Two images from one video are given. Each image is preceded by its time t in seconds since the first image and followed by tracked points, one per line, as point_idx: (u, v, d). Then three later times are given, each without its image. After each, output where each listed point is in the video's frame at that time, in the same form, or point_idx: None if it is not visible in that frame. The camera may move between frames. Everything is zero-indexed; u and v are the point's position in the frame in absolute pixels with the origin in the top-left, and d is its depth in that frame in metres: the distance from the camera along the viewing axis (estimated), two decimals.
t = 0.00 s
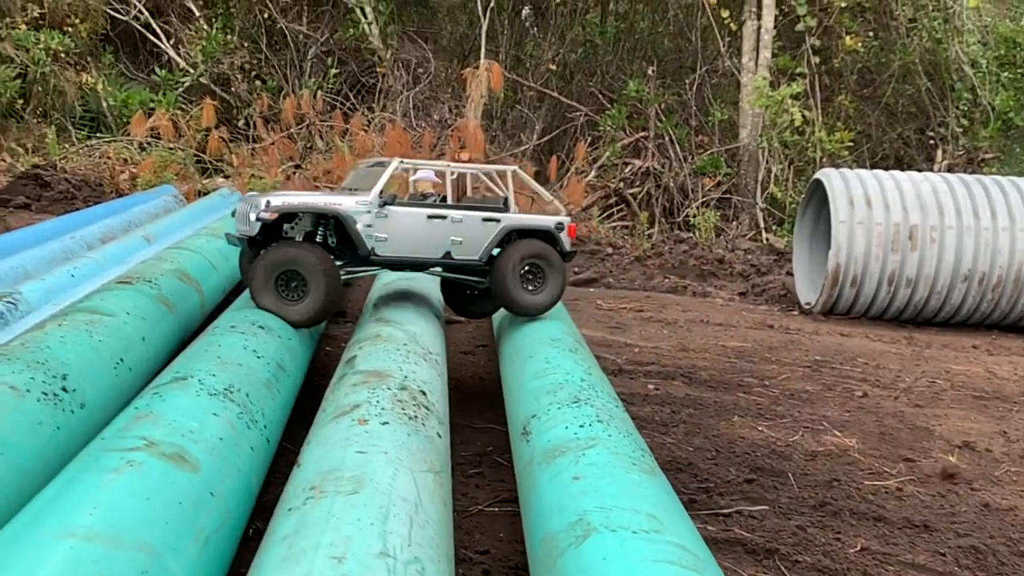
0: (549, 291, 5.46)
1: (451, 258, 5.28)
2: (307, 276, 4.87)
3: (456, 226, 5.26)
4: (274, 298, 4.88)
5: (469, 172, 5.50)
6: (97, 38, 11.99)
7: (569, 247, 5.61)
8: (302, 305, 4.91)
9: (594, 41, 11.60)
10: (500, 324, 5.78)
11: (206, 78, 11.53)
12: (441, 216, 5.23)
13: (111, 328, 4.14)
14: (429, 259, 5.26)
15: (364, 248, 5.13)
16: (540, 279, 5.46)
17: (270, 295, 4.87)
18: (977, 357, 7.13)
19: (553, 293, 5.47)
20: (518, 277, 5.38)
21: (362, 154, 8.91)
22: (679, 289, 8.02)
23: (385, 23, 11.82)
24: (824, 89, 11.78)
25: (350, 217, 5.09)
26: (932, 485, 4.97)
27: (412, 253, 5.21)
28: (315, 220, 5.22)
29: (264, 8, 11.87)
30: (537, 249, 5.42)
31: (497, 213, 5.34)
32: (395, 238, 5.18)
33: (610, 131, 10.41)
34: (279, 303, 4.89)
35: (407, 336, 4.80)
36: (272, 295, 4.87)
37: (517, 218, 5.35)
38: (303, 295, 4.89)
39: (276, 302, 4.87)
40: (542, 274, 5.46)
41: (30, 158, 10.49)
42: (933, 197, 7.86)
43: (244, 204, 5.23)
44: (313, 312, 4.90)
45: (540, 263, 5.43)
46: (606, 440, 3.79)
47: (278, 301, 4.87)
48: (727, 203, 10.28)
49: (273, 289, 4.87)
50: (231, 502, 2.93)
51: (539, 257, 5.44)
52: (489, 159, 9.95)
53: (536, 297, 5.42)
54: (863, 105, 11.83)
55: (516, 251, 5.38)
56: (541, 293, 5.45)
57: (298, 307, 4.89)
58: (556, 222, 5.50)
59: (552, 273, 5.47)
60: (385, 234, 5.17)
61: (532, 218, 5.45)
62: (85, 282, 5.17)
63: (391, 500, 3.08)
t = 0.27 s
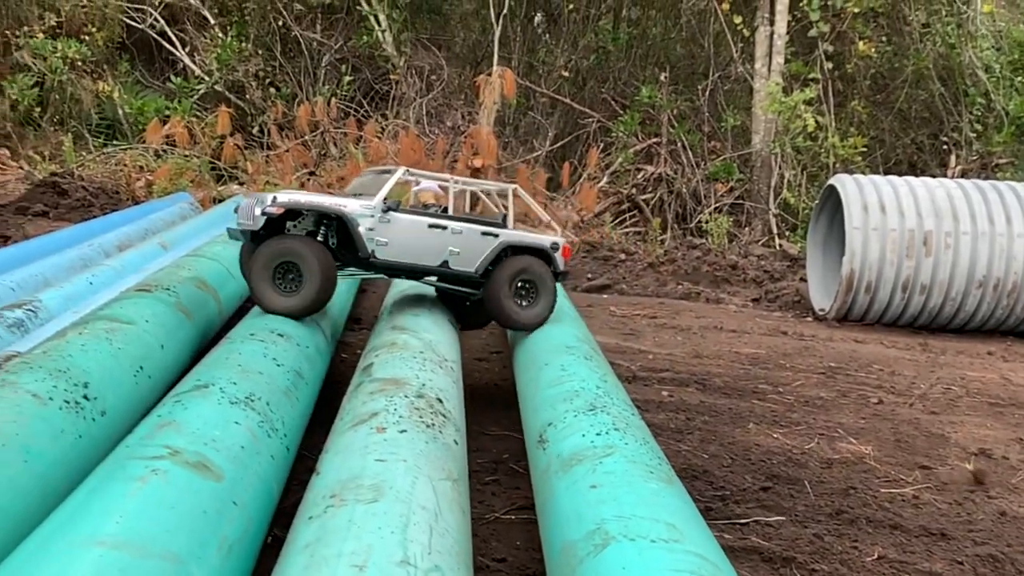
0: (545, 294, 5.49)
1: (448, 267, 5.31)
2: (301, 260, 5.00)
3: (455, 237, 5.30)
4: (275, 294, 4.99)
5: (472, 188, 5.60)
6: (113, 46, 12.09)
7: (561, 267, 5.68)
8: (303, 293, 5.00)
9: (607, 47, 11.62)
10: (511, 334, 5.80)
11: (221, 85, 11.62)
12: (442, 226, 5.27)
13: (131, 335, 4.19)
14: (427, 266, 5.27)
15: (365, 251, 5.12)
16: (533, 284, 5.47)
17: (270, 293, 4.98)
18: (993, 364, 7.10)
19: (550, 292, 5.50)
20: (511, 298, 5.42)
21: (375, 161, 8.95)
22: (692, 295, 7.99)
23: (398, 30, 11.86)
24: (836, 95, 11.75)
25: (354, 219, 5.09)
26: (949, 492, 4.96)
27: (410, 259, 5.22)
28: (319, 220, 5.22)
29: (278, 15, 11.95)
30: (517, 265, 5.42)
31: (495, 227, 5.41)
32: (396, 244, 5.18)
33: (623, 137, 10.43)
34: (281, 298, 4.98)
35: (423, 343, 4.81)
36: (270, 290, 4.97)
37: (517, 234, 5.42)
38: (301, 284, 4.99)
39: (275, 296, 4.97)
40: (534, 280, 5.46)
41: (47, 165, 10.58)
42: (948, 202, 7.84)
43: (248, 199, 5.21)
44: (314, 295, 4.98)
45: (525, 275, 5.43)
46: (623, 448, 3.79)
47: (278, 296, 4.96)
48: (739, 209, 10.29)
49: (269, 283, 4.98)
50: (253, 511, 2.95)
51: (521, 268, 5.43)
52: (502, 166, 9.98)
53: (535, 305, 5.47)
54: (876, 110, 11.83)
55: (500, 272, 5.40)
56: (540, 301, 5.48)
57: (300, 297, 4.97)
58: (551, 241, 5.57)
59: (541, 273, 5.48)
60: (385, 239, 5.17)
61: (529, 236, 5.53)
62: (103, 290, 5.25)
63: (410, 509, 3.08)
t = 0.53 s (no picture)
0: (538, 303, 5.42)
1: (448, 274, 5.31)
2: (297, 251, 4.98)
3: (457, 244, 5.30)
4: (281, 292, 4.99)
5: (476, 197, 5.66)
6: (131, 56, 12.20)
7: (564, 281, 5.63)
8: (307, 286, 5.00)
9: (621, 54, 11.64)
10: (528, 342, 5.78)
11: (237, 95, 11.72)
12: (443, 232, 5.28)
13: (153, 344, 4.24)
14: (426, 272, 5.28)
15: (364, 252, 5.16)
16: (524, 302, 5.40)
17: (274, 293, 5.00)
18: (1011, 371, 7.06)
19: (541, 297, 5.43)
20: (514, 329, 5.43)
21: (390, 169, 8.99)
22: (707, 303, 7.96)
23: (413, 38, 11.89)
24: (851, 101, 11.84)
25: (355, 221, 5.14)
26: (967, 501, 4.94)
27: (410, 264, 5.24)
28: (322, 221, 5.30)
29: (294, 25, 12.03)
30: (498, 302, 5.37)
31: (499, 237, 5.39)
32: (397, 247, 5.21)
33: (637, 145, 10.44)
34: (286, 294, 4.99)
35: (441, 352, 4.83)
36: (274, 289, 4.99)
37: (520, 245, 5.39)
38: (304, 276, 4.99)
39: (279, 293, 4.98)
40: (522, 297, 5.39)
41: (66, 174, 10.67)
42: (964, 209, 7.82)
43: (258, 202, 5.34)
44: (317, 285, 4.96)
45: (509, 304, 5.38)
46: (642, 458, 3.79)
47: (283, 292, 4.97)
48: (754, 216, 10.28)
49: (270, 281, 5.00)
50: (278, 522, 2.97)
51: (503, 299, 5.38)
52: (516, 173, 10.01)
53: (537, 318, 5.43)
54: (891, 116, 11.81)
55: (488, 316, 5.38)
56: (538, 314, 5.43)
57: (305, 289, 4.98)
58: (555, 254, 5.52)
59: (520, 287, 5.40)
60: (386, 242, 5.21)
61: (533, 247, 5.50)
62: (123, 299, 5.33)
63: (430, 517, 3.07)
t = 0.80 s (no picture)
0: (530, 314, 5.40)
1: (448, 283, 5.36)
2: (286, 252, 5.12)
3: (458, 253, 5.35)
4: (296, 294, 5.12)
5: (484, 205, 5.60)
6: (150, 62, 12.33)
7: (571, 292, 5.55)
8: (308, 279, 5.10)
9: (636, 60, 11.63)
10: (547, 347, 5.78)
11: (255, 101, 11.82)
12: (445, 242, 5.33)
13: (175, 352, 4.31)
14: (426, 280, 5.36)
15: (364, 260, 5.28)
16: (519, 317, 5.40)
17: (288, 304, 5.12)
18: None
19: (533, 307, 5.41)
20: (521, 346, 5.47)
21: (407, 175, 9.03)
22: (724, 308, 7.94)
23: (430, 45, 11.91)
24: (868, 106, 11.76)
25: (355, 229, 5.25)
26: (988, 509, 4.91)
27: (410, 273, 5.32)
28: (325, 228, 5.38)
29: (311, 32, 12.13)
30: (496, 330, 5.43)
31: (502, 247, 5.40)
32: (397, 256, 5.30)
33: (653, 150, 10.44)
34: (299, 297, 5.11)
35: (460, 359, 4.84)
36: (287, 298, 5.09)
37: (523, 256, 5.38)
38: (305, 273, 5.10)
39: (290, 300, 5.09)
40: (515, 313, 5.40)
41: (86, 181, 10.77)
42: (982, 214, 7.78)
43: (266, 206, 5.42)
44: (318, 278, 5.07)
45: (504, 328, 5.42)
46: (663, 466, 3.79)
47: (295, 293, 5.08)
48: (770, 221, 10.27)
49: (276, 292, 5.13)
50: (303, 531, 2.99)
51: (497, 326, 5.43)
52: (532, 179, 10.04)
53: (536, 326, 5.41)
54: (907, 121, 11.76)
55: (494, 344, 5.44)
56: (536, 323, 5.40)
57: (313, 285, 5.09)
58: (561, 264, 5.45)
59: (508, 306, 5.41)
60: (386, 250, 5.30)
61: (539, 257, 5.45)
62: (145, 305, 5.39)
63: (452, 526, 3.07)
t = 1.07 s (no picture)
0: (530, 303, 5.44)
1: (452, 292, 5.39)
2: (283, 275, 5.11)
3: (461, 263, 5.36)
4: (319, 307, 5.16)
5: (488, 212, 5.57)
6: (169, 71, 12.44)
7: (577, 296, 5.56)
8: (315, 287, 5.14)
9: (652, 67, 11.62)
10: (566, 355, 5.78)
11: (273, 110, 11.92)
12: (448, 252, 5.34)
13: (199, 361, 4.35)
14: (431, 291, 5.38)
15: (367, 273, 5.31)
16: (521, 310, 5.44)
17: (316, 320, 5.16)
18: None
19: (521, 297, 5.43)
20: (535, 339, 5.51)
21: (423, 182, 9.07)
22: (741, 316, 7.92)
23: (446, 53, 11.97)
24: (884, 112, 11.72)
25: (358, 243, 5.28)
26: (1011, 519, 4.89)
27: (414, 284, 5.35)
28: (330, 242, 5.41)
29: (328, 40, 12.24)
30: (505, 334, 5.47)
31: (506, 254, 5.42)
32: (401, 268, 5.33)
33: (669, 157, 10.45)
34: (324, 305, 5.16)
35: (480, 368, 4.85)
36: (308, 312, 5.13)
37: (526, 263, 5.39)
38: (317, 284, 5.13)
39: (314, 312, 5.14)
40: (517, 308, 5.44)
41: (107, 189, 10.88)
42: (1001, 222, 7.75)
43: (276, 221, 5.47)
44: (322, 278, 5.12)
45: (511, 329, 5.46)
46: (685, 476, 3.79)
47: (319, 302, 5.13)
48: (786, 227, 10.24)
49: (291, 313, 5.15)
50: (329, 541, 3.00)
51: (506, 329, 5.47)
52: (548, 187, 10.07)
53: (541, 313, 5.45)
54: (924, 127, 11.72)
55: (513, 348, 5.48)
56: (538, 310, 5.44)
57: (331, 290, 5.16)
58: (566, 270, 5.48)
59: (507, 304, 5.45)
60: (390, 263, 5.32)
61: (543, 263, 5.46)
62: (167, 313, 5.46)
63: (478, 536, 3.08)
